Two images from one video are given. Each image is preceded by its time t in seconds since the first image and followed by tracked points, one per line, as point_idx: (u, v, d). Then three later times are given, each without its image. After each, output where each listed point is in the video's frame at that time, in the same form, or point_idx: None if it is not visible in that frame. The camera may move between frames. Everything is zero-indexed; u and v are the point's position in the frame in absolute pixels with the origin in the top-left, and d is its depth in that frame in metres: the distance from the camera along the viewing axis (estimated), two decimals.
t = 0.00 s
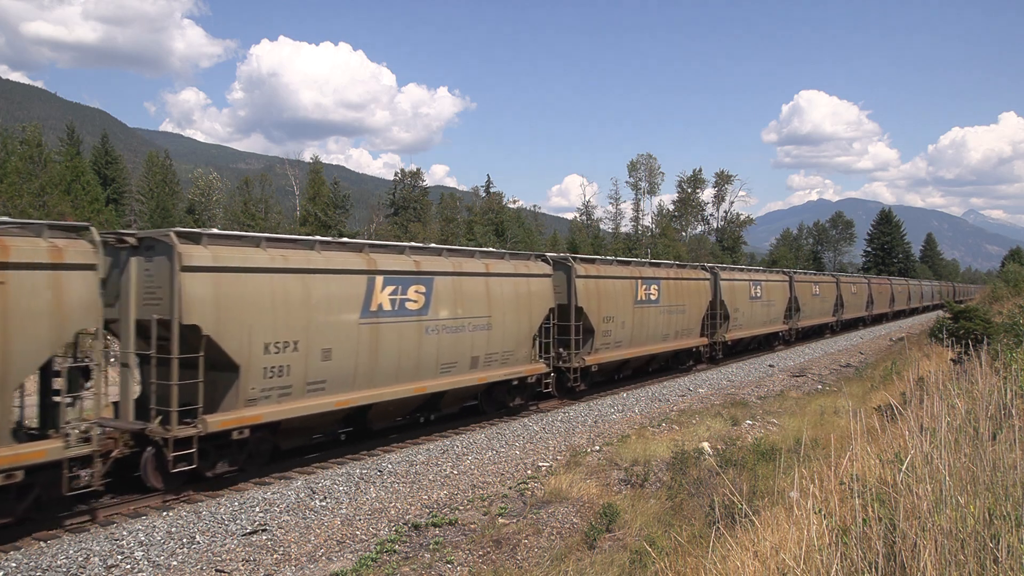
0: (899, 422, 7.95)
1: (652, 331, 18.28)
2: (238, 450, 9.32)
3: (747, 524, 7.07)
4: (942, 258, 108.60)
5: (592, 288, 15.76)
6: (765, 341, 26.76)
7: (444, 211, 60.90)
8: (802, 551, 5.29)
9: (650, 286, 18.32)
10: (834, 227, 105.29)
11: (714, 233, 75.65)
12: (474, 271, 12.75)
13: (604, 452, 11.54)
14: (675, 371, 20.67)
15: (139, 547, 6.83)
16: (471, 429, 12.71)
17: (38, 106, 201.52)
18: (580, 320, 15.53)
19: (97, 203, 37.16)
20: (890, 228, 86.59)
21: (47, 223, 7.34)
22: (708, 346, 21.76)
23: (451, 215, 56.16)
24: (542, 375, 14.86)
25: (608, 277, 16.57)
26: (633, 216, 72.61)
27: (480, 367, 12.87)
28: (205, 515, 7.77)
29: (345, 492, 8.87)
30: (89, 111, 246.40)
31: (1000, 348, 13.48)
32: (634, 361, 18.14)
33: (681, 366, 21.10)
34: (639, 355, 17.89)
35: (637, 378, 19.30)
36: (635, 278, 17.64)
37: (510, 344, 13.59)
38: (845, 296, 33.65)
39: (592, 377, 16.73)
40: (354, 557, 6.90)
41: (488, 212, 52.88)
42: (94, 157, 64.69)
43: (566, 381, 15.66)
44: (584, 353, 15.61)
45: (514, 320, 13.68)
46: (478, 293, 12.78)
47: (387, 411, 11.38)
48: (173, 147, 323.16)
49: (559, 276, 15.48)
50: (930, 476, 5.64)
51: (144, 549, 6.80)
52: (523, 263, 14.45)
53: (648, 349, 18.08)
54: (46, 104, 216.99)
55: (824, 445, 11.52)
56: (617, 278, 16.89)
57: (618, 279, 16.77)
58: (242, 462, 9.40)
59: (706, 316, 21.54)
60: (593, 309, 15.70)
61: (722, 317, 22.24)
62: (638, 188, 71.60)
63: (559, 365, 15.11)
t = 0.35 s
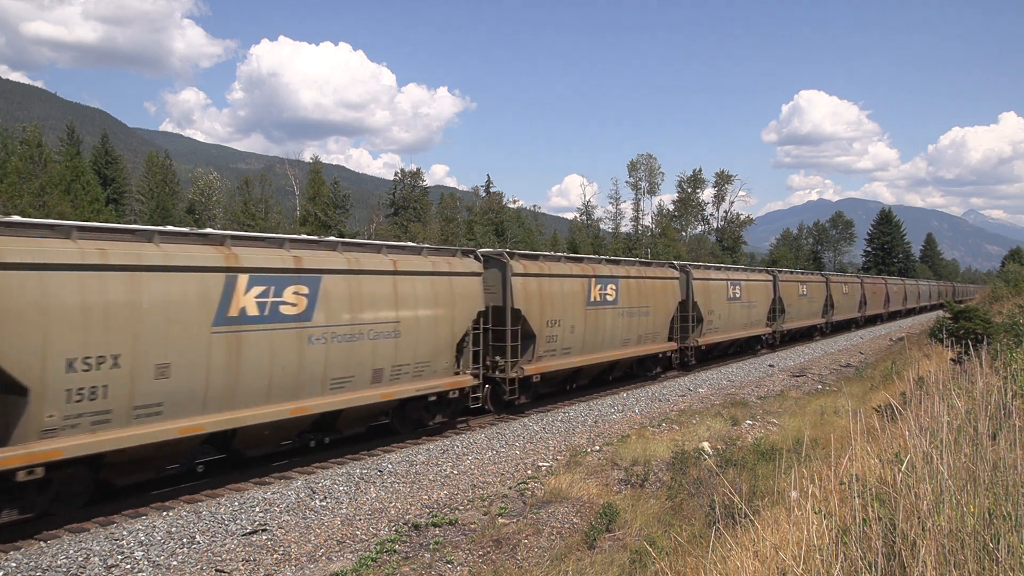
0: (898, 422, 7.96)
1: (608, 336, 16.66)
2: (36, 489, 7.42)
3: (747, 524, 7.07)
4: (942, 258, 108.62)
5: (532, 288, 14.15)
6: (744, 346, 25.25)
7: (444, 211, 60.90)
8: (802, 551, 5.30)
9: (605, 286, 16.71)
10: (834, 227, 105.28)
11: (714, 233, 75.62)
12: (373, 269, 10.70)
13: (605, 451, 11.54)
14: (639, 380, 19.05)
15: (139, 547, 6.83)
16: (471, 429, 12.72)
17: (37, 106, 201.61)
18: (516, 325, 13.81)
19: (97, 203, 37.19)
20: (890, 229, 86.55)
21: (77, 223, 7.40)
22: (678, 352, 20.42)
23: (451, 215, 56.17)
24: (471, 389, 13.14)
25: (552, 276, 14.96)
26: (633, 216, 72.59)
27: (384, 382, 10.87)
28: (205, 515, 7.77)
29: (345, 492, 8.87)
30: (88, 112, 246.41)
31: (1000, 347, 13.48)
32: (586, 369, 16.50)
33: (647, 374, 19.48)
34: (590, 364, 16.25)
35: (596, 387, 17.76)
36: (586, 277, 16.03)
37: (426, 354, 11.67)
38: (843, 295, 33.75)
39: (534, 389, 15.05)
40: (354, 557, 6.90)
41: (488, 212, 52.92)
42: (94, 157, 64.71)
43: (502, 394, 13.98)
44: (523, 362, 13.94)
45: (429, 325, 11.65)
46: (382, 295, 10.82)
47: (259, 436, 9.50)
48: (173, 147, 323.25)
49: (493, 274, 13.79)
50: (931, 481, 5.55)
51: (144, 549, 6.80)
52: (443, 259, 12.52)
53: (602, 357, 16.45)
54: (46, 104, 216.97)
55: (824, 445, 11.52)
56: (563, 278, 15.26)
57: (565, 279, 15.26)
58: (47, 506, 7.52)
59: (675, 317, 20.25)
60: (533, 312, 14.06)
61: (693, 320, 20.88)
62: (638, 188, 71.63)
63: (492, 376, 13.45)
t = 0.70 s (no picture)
0: (897, 423, 7.96)
1: (554, 342, 14.80)
2: None
3: (747, 524, 7.07)
4: (942, 258, 108.66)
5: (456, 288, 12.36)
6: (723, 350, 23.79)
7: (444, 211, 60.89)
8: (802, 551, 5.30)
9: (551, 286, 14.89)
10: (834, 227, 105.28)
11: (714, 233, 75.60)
12: (295, 265, 9.46)
13: (605, 451, 11.54)
14: (596, 391, 17.25)
15: (139, 547, 6.82)
16: (471, 429, 12.73)
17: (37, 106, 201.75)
18: (433, 331, 11.97)
19: (98, 204, 37.23)
20: (890, 229, 86.50)
21: (111, 226, 7.61)
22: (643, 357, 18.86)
23: (451, 214, 56.18)
24: (375, 406, 11.29)
25: (485, 276, 13.15)
26: (633, 215, 72.61)
27: (249, 402, 8.82)
28: (205, 515, 7.77)
29: (345, 492, 8.87)
30: (88, 112, 246.44)
31: (1001, 348, 13.48)
32: (529, 381, 14.72)
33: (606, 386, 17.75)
34: (532, 375, 14.41)
35: (542, 399, 16.07)
36: (527, 276, 14.21)
37: (311, 367, 9.69)
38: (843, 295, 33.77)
39: (465, 403, 13.32)
40: (355, 557, 6.90)
41: (488, 212, 52.94)
42: (94, 157, 64.74)
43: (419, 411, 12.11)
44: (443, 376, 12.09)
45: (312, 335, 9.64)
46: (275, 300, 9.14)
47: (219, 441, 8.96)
48: (173, 147, 323.26)
49: (408, 271, 11.94)
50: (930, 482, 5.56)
51: (144, 549, 6.80)
52: (337, 254, 10.48)
53: (547, 367, 14.60)
54: (46, 104, 217.03)
55: (824, 445, 11.52)
56: (496, 277, 13.46)
57: (499, 279, 13.46)
58: None
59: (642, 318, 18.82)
60: (456, 316, 12.30)
61: (662, 323, 19.12)
62: (638, 188, 71.64)
63: (404, 389, 11.58)
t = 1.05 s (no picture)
0: (898, 423, 7.96)
1: (483, 350, 12.79)
2: None
3: (747, 524, 7.07)
4: (942, 258, 108.67)
5: (349, 290, 10.18)
6: (697, 356, 22.23)
7: (444, 211, 60.87)
8: (802, 551, 5.30)
9: (480, 286, 12.84)
10: (834, 227, 105.28)
11: (714, 233, 75.56)
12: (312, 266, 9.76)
13: (604, 451, 11.53)
14: (543, 404, 15.39)
15: (139, 547, 6.83)
16: (472, 429, 12.74)
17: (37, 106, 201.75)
18: (320, 339, 9.89)
19: (98, 203, 37.24)
20: (890, 229, 86.46)
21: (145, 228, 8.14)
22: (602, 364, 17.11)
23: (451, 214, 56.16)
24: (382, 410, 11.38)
25: (391, 274, 11.00)
26: (633, 216, 72.59)
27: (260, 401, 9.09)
28: (205, 515, 7.77)
29: (345, 492, 8.87)
30: (88, 112, 246.40)
31: (1001, 348, 13.47)
32: (455, 395, 12.76)
33: (556, 397, 15.87)
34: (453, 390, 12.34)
35: (473, 413, 14.16)
36: (448, 275, 12.10)
37: (139, 389, 7.83)
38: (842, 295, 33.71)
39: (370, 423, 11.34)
40: (354, 557, 6.90)
41: (487, 212, 52.93)
42: (94, 157, 64.77)
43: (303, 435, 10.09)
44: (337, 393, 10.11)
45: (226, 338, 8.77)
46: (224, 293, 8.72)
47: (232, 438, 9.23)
48: (173, 147, 323.46)
49: (290, 267, 9.79)
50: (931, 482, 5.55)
51: (144, 549, 6.80)
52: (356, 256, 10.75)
53: (471, 380, 12.51)
54: (46, 104, 217.04)
55: (824, 445, 11.52)
56: (407, 276, 11.29)
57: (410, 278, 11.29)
58: None
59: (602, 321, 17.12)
60: (349, 326, 10.12)
61: (622, 327, 17.28)
62: (638, 188, 71.63)
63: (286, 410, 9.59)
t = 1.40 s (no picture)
0: (898, 423, 7.98)
1: (385, 361, 10.98)
2: None
3: (747, 524, 7.07)
4: (942, 258, 108.64)
5: (196, 290, 8.34)
6: (667, 360, 21.63)
7: (444, 211, 60.81)
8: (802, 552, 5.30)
9: (382, 286, 11.03)
10: (834, 227, 105.24)
11: (714, 233, 75.50)
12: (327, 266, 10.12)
13: (604, 451, 11.53)
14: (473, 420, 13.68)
15: (139, 547, 6.82)
16: (472, 429, 12.75)
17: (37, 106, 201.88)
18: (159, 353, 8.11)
19: (97, 204, 37.20)
20: (890, 229, 86.39)
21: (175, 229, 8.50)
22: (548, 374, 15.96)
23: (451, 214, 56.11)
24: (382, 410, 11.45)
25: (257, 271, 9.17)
26: (633, 215, 72.55)
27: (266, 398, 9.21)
28: (205, 515, 7.77)
29: (345, 492, 8.87)
30: (88, 112, 246.41)
31: (1001, 348, 13.47)
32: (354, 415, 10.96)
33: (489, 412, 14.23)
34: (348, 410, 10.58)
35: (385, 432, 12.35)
36: (339, 273, 10.30)
37: None
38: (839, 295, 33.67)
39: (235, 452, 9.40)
40: (354, 557, 6.90)
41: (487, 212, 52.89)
42: (94, 157, 64.75)
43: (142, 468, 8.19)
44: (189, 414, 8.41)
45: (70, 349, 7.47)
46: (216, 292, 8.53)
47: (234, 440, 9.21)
48: (173, 147, 323.49)
49: (122, 263, 8.04)
50: (931, 481, 5.57)
51: (144, 549, 6.80)
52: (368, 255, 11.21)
53: (372, 395, 10.78)
54: (46, 104, 217.05)
55: (824, 444, 11.53)
56: (281, 274, 9.49)
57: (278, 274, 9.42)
58: None
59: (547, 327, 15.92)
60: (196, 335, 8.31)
61: (572, 333, 16.16)
62: (638, 188, 71.60)
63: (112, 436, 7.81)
